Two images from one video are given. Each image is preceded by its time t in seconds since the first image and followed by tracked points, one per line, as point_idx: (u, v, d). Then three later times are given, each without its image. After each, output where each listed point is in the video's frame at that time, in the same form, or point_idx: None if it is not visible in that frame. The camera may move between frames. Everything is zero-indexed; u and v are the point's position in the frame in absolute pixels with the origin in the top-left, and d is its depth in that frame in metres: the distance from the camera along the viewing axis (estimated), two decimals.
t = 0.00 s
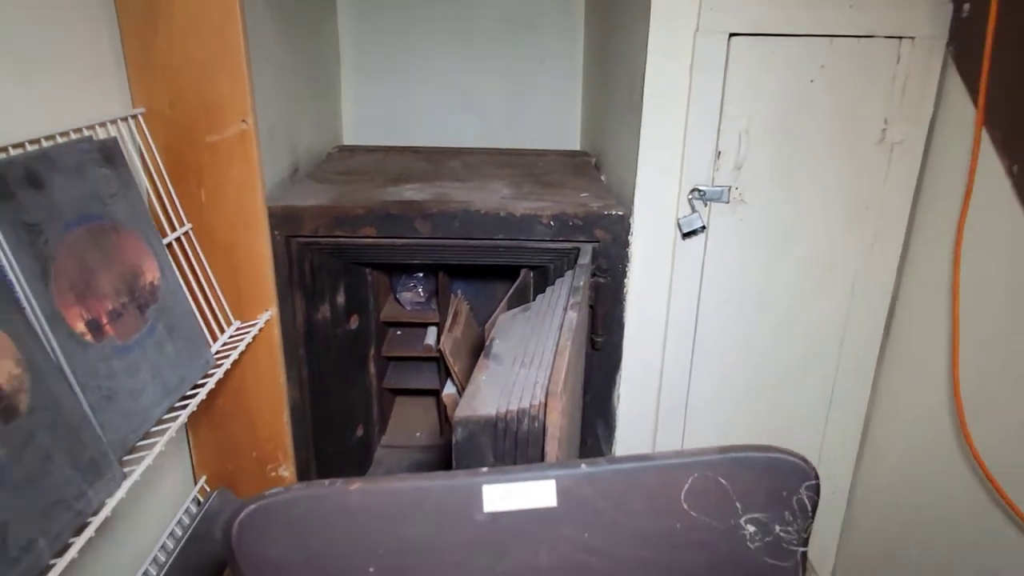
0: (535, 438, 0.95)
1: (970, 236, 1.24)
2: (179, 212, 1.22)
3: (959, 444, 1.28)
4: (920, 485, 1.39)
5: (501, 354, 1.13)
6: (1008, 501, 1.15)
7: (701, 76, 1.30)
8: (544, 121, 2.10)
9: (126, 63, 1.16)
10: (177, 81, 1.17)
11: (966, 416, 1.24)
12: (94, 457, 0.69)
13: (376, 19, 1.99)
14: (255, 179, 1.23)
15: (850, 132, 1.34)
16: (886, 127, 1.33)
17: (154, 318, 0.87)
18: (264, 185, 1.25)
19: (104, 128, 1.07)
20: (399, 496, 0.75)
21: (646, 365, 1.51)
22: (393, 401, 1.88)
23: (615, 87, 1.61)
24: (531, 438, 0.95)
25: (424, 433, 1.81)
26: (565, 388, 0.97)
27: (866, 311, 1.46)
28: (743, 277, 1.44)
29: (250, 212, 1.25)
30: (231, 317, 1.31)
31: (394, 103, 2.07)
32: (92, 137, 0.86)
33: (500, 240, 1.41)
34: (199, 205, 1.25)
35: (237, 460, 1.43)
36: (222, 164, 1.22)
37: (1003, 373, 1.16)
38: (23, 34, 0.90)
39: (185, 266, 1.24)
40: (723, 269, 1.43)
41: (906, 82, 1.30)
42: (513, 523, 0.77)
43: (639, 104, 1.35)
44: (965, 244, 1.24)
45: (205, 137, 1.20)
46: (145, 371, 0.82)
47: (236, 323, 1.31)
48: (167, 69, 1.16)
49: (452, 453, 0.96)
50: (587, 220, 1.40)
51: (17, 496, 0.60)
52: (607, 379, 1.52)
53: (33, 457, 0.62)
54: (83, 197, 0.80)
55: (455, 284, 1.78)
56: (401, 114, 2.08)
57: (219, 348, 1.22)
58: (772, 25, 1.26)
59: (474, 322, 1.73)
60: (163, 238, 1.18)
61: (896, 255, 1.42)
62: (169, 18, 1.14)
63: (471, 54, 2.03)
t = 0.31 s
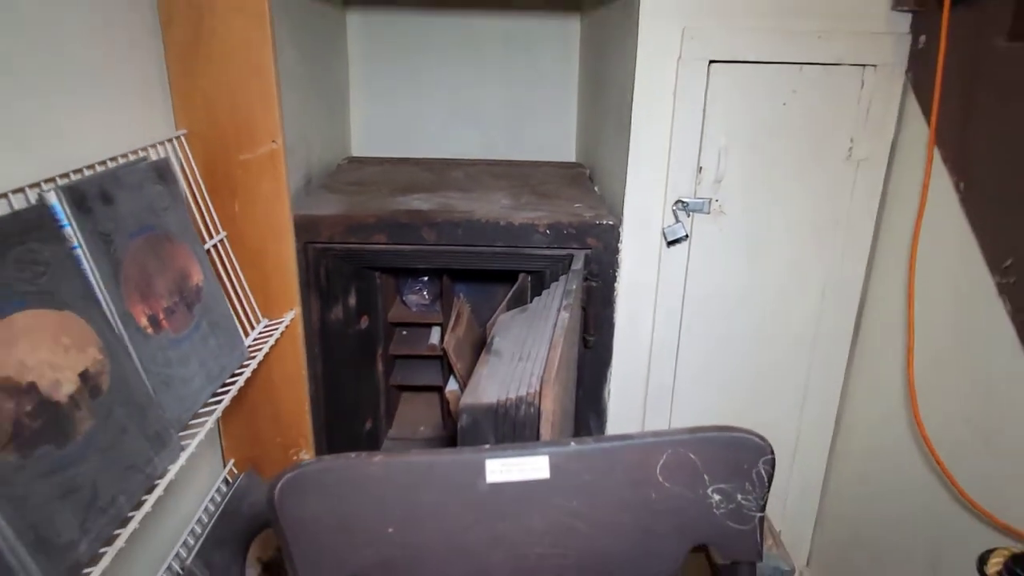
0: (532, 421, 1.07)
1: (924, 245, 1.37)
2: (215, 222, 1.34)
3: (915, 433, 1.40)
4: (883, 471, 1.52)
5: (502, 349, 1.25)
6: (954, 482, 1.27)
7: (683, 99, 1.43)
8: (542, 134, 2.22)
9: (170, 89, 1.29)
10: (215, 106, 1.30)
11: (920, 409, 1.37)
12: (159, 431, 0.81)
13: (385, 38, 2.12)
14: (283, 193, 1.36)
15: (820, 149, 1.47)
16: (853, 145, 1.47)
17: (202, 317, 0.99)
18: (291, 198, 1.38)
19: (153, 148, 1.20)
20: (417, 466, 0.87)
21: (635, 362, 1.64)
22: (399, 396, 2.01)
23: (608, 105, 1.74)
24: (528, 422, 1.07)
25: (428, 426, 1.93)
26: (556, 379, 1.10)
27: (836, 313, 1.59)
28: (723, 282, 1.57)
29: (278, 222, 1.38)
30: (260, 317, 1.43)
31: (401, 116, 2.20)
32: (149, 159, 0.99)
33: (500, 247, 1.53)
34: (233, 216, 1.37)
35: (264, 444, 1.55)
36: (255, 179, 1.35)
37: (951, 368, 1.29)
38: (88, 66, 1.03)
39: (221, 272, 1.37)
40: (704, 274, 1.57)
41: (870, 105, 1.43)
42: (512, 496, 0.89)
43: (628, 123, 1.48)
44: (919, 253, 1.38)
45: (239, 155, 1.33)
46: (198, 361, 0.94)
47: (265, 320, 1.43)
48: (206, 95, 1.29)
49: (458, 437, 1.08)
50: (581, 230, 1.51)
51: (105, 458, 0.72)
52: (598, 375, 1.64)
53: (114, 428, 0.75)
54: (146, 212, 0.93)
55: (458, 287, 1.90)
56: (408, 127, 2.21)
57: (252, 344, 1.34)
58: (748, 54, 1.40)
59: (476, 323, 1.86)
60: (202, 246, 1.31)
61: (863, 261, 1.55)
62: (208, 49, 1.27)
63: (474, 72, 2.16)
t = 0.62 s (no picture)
0: (530, 402, 1.20)
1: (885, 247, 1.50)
2: (247, 226, 1.50)
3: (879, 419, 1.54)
4: (852, 457, 1.65)
5: (502, 341, 1.38)
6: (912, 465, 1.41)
7: (669, 113, 1.56)
8: (540, 144, 2.36)
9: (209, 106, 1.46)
10: (249, 120, 1.46)
11: (883, 397, 1.50)
12: (209, 402, 0.94)
13: (392, 53, 2.26)
14: (306, 196, 1.52)
15: (794, 158, 1.61)
16: (823, 156, 1.60)
17: (241, 308, 1.13)
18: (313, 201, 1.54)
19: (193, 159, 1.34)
20: (431, 434, 1.00)
21: (624, 356, 1.77)
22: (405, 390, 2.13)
23: (601, 118, 1.87)
24: (526, 403, 1.20)
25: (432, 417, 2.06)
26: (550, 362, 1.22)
27: (810, 310, 1.73)
28: (706, 281, 1.71)
29: (302, 225, 1.54)
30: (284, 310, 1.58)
31: (406, 127, 2.33)
32: (195, 169, 1.13)
33: (500, 249, 1.66)
34: (262, 218, 1.54)
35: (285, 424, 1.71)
36: (282, 184, 1.51)
37: (909, 360, 1.42)
38: (138, 86, 1.16)
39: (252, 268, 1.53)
40: (688, 274, 1.70)
41: (840, 120, 1.57)
42: (513, 464, 1.02)
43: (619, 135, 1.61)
44: (881, 254, 1.51)
45: (269, 164, 1.50)
46: (242, 344, 1.09)
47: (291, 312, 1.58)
48: (240, 111, 1.46)
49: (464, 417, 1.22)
50: (576, 233, 1.64)
51: (167, 422, 0.85)
52: (590, 367, 1.77)
53: (173, 396, 0.88)
54: (199, 215, 1.08)
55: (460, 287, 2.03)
56: (413, 137, 2.34)
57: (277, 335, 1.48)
58: (727, 72, 1.53)
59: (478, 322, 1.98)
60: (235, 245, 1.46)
61: (835, 263, 1.69)
62: (240, 70, 1.44)
63: (476, 85, 2.29)
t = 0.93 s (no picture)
0: (514, 396, 1.30)
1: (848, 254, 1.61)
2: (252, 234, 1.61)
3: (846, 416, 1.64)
4: (821, 452, 1.75)
5: (490, 342, 1.48)
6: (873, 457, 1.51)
7: (647, 129, 1.67)
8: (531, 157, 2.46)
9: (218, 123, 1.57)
10: (255, 136, 1.58)
11: (847, 395, 1.61)
12: (220, 393, 1.04)
13: (388, 71, 2.37)
14: (308, 207, 1.62)
15: (765, 171, 1.71)
16: (792, 170, 1.71)
17: (250, 310, 1.23)
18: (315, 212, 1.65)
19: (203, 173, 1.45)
20: (421, 424, 1.09)
21: (608, 358, 1.87)
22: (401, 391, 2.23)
23: (586, 133, 1.98)
24: (511, 396, 1.30)
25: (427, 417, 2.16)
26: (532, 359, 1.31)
27: (782, 314, 1.83)
28: (683, 286, 1.81)
29: (304, 234, 1.64)
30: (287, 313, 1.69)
31: (402, 141, 2.44)
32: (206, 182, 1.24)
33: (490, 257, 1.75)
34: (266, 227, 1.64)
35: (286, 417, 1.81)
36: (286, 194, 1.62)
37: (869, 360, 1.52)
38: (154, 106, 1.26)
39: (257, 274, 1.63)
40: (667, 280, 1.80)
41: (807, 136, 1.68)
42: (497, 451, 1.12)
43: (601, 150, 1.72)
44: (845, 260, 1.62)
45: (274, 177, 1.60)
46: (251, 341, 1.19)
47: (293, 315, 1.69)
48: (246, 127, 1.57)
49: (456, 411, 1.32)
50: (561, 241, 1.74)
51: (183, 409, 0.95)
52: (575, 368, 1.87)
53: (190, 386, 0.98)
54: (211, 224, 1.19)
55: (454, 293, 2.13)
56: (409, 150, 2.45)
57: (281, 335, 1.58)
58: (701, 91, 1.64)
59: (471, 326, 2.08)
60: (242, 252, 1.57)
61: (805, 270, 1.79)
62: (246, 89, 1.54)
63: (469, 101, 2.40)
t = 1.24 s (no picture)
0: (469, 410, 1.38)
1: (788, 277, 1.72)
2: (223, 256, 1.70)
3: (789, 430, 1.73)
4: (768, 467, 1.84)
5: (451, 360, 1.56)
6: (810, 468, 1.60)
7: (600, 160, 1.78)
8: (498, 186, 2.56)
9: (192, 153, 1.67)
10: (227, 164, 1.67)
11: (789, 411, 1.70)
12: (188, 405, 1.11)
13: (361, 103, 2.47)
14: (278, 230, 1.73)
15: (711, 199, 1.82)
16: (736, 199, 1.82)
17: (219, 329, 1.31)
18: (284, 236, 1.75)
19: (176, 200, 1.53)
20: (377, 437, 1.16)
21: (567, 377, 1.95)
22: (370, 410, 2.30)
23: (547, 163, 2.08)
24: (466, 409, 1.38)
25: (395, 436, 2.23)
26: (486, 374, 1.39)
27: (731, 335, 1.93)
28: (637, 308, 1.90)
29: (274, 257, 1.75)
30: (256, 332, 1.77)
31: (374, 169, 2.53)
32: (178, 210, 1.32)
33: (453, 280, 1.83)
34: (238, 250, 1.74)
35: (254, 433, 1.88)
36: (256, 220, 1.71)
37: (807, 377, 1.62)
38: (131, 138, 1.35)
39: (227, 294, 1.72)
40: (622, 302, 1.90)
41: (750, 167, 1.79)
42: (449, 460, 1.19)
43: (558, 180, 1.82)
44: (786, 284, 1.73)
45: (247, 203, 1.70)
46: (217, 358, 1.26)
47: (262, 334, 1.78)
48: (220, 157, 1.67)
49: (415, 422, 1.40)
50: (521, 266, 1.83)
51: (151, 419, 1.03)
52: (536, 387, 1.95)
53: (158, 398, 1.05)
54: (183, 248, 1.27)
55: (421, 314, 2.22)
56: (380, 178, 2.54)
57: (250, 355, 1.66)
58: (650, 125, 1.75)
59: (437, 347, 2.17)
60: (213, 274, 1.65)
61: (752, 293, 1.90)
62: (220, 121, 1.64)
63: (439, 132, 2.50)
